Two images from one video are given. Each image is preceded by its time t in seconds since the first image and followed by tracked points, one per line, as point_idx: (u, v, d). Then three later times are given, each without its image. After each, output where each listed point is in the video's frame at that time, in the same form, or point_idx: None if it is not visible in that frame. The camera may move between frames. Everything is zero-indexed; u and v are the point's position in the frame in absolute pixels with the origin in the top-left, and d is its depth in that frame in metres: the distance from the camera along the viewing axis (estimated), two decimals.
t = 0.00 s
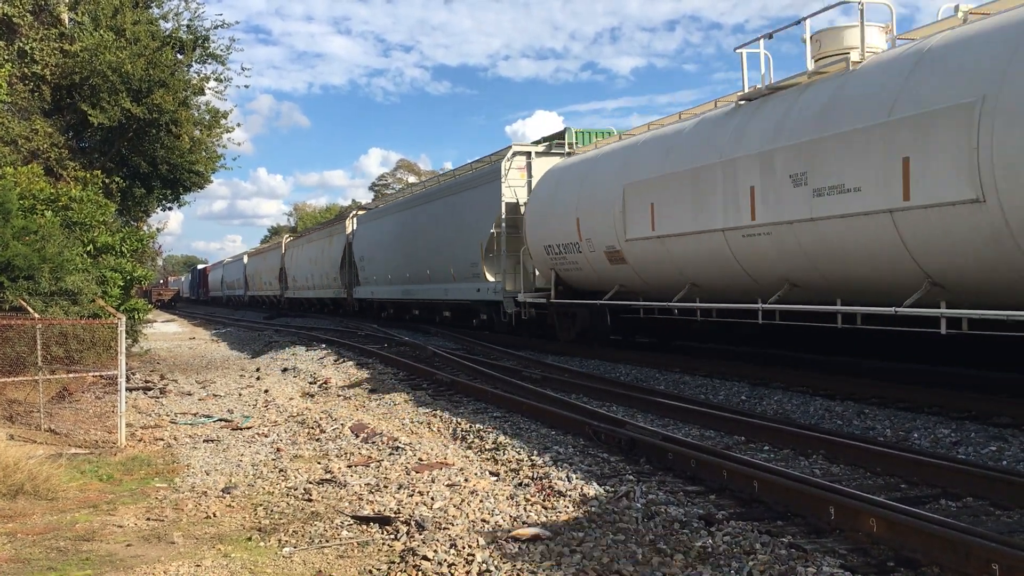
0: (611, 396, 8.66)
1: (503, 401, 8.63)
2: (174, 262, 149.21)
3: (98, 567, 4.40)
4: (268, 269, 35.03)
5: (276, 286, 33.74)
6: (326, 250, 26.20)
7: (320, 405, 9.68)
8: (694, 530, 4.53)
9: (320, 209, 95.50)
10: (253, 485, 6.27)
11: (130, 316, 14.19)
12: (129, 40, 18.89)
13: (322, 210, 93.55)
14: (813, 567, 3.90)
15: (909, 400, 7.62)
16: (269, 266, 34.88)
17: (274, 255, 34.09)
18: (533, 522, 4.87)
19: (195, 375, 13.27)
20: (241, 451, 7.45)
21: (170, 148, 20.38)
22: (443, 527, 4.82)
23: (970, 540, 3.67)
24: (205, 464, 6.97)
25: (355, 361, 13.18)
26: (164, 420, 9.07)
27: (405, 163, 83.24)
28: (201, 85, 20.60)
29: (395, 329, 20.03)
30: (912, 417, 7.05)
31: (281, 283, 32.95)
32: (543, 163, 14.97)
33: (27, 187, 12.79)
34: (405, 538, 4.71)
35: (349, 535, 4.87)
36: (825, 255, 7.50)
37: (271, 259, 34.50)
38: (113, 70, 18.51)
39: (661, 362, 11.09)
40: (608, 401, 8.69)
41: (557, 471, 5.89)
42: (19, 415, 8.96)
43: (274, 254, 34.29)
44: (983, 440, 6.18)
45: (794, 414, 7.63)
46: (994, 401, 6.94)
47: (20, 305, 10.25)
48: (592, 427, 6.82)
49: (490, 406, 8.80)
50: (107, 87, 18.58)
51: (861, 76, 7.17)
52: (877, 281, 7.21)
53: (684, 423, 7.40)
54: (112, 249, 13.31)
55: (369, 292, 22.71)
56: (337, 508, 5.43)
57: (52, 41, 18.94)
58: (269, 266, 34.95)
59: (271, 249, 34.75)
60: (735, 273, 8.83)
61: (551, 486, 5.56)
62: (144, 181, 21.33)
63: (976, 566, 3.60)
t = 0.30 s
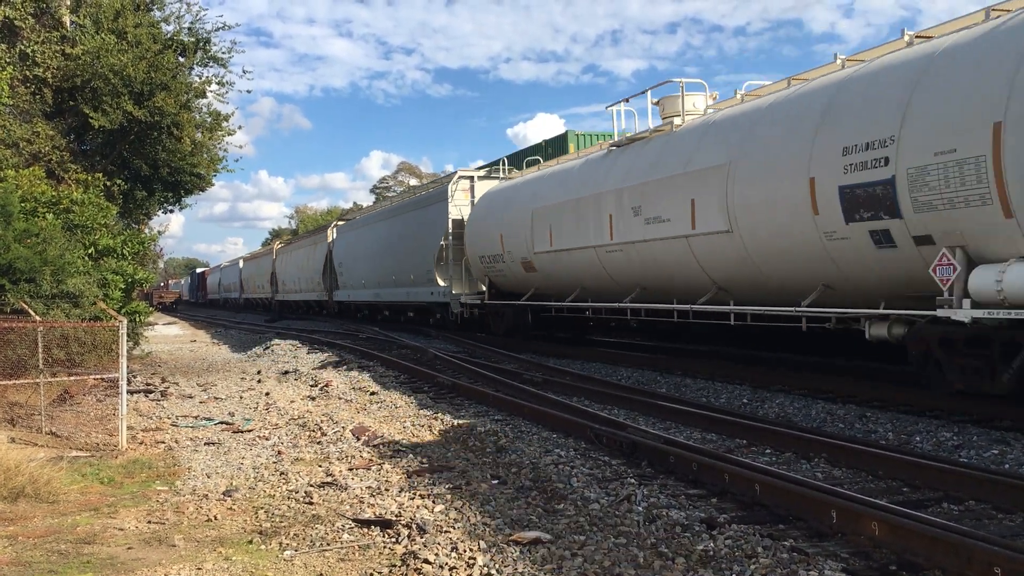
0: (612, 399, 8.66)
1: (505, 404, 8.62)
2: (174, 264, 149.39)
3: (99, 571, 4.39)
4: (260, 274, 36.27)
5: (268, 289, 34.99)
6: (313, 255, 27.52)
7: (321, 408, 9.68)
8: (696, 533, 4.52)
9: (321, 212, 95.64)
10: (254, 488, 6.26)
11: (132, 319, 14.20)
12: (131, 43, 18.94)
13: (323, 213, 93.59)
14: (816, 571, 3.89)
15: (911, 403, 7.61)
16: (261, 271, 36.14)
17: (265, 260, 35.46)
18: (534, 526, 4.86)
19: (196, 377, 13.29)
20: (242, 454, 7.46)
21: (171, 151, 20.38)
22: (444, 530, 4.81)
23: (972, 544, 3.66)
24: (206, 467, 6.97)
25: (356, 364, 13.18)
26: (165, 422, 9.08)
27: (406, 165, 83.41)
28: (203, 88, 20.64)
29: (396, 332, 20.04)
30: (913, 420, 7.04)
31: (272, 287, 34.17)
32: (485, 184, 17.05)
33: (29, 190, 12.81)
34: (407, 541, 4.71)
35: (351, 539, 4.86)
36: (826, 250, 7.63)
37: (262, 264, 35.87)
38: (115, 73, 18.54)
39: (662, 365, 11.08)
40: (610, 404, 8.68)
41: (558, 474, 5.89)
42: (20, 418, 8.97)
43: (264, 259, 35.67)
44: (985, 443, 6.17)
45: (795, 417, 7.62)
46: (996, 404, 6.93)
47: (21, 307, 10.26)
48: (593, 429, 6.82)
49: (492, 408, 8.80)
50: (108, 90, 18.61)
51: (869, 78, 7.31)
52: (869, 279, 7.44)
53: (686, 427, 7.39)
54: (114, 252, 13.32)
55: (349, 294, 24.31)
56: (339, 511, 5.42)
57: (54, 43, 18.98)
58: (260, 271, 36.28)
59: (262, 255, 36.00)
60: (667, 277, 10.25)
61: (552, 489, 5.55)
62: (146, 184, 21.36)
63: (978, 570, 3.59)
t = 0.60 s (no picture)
0: (614, 401, 8.65)
1: (506, 406, 8.62)
2: (177, 266, 149.71)
3: (101, 572, 4.40)
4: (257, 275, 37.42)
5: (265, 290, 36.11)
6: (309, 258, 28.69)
7: (322, 410, 9.69)
8: (697, 536, 4.52)
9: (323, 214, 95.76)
10: (256, 489, 6.27)
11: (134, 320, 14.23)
12: (134, 45, 18.99)
13: (326, 214, 93.89)
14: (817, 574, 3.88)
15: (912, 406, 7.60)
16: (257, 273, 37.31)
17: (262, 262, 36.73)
18: (535, 527, 4.86)
19: (198, 379, 13.31)
20: (243, 455, 7.47)
21: (174, 153, 20.37)
22: (445, 532, 4.81)
23: (972, 547, 3.66)
24: (208, 468, 6.98)
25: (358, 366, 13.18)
26: (167, 424, 9.10)
27: (409, 168, 83.42)
28: (206, 90, 20.69)
29: (397, 334, 20.06)
30: (915, 424, 7.03)
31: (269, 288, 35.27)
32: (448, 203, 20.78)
33: (32, 192, 12.84)
34: (408, 543, 4.71)
35: (352, 541, 4.86)
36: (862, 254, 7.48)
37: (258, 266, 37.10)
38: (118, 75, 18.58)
39: (663, 367, 11.09)
40: (612, 406, 8.66)
41: (559, 476, 5.88)
42: (22, 419, 8.99)
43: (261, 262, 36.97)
44: (986, 447, 6.16)
45: (796, 420, 7.61)
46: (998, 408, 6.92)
47: (24, 309, 10.28)
48: (595, 432, 6.81)
49: (494, 410, 8.80)
50: (111, 92, 18.66)
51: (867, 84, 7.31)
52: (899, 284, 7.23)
53: (688, 429, 7.37)
54: (116, 253, 13.34)
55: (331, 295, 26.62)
56: (340, 513, 5.43)
57: (57, 45, 19.03)
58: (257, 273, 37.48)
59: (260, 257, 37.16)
60: (563, 284, 13.33)
61: (553, 491, 5.55)
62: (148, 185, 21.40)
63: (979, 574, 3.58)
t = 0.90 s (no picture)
0: (615, 402, 8.66)
1: (508, 407, 8.64)
2: (178, 266, 149.86)
3: (102, 571, 4.41)
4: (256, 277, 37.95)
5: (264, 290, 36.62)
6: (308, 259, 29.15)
7: (323, 411, 9.70)
8: (698, 537, 4.52)
9: (325, 215, 95.86)
10: (258, 490, 6.28)
11: (136, 320, 14.25)
12: (136, 46, 19.02)
13: (328, 215, 93.97)
14: None
15: (914, 408, 7.60)
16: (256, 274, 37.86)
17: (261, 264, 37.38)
18: (536, 529, 4.87)
19: (199, 379, 13.32)
20: (245, 456, 7.48)
21: (176, 153, 20.41)
22: (447, 533, 4.81)
23: (973, 549, 3.67)
24: (210, 468, 6.99)
25: (359, 367, 13.19)
26: (168, 424, 9.10)
27: (411, 169, 83.49)
28: (208, 91, 20.72)
29: (399, 335, 20.10)
30: (916, 426, 7.03)
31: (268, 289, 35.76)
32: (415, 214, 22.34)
33: (34, 192, 12.86)
34: (409, 543, 4.72)
35: (353, 541, 4.87)
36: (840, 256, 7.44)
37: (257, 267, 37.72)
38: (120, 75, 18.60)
39: (664, 369, 11.09)
40: (613, 408, 8.67)
41: (560, 478, 5.90)
42: (24, 419, 9.00)
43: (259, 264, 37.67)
44: (988, 450, 6.16)
45: (798, 422, 7.62)
46: (1000, 410, 6.91)
47: (26, 309, 10.29)
48: (596, 433, 6.83)
49: (495, 412, 8.81)
50: (114, 92, 18.69)
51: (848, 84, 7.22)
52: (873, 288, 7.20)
53: (690, 431, 7.37)
54: (118, 253, 13.36)
55: (319, 295, 28.33)
56: (341, 513, 5.43)
57: (59, 46, 19.04)
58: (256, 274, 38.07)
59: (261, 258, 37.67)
60: (534, 287, 14.07)
61: (554, 493, 5.56)
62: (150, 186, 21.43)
63: None
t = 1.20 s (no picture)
0: (614, 405, 8.67)
1: (508, 409, 8.64)
2: (178, 268, 149.88)
3: (102, 572, 4.42)
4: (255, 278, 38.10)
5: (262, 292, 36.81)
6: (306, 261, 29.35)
7: (324, 413, 9.70)
8: (698, 540, 4.52)
9: (324, 217, 95.95)
10: (258, 491, 6.28)
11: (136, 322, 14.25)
12: (137, 48, 19.05)
13: (328, 217, 94.13)
14: None
15: (914, 411, 7.60)
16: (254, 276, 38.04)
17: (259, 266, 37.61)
18: (536, 531, 4.87)
19: (200, 381, 13.32)
20: (245, 458, 7.48)
21: (176, 154, 20.43)
22: (447, 535, 4.82)
23: (973, 552, 3.68)
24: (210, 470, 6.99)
25: (359, 368, 13.21)
26: (168, 426, 9.11)
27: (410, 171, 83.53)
28: (208, 93, 20.74)
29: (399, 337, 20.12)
30: (916, 429, 7.04)
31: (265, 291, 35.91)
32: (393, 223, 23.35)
33: (35, 194, 12.87)
34: (409, 545, 4.72)
35: (353, 543, 4.87)
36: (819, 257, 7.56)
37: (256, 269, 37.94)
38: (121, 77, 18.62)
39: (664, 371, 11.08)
40: (613, 410, 8.67)
41: (560, 479, 5.91)
42: (24, 420, 9.01)
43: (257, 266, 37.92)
44: (987, 452, 6.16)
45: (797, 425, 7.62)
46: (1000, 413, 6.92)
47: (26, 310, 10.30)
48: (596, 435, 6.83)
49: (495, 414, 8.81)
50: (115, 94, 18.71)
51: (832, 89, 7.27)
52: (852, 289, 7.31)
53: (690, 434, 7.37)
54: (119, 255, 13.37)
55: (312, 298, 28.66)
56: (341, 515, 5.43)
57: (60, 47, 19.05)
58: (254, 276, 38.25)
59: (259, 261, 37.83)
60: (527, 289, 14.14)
61: (554, 495, 5.57)
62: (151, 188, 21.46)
63: None
